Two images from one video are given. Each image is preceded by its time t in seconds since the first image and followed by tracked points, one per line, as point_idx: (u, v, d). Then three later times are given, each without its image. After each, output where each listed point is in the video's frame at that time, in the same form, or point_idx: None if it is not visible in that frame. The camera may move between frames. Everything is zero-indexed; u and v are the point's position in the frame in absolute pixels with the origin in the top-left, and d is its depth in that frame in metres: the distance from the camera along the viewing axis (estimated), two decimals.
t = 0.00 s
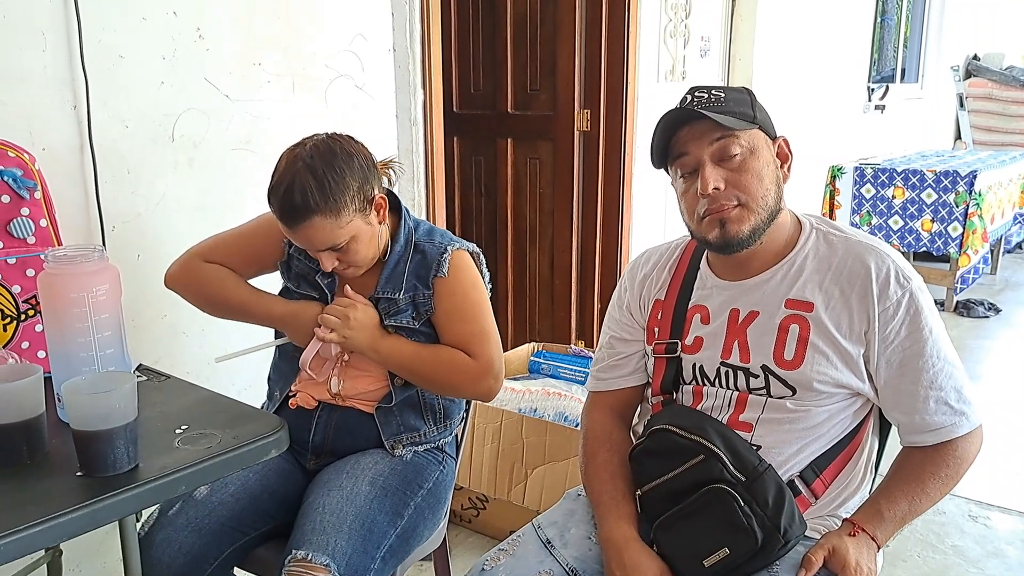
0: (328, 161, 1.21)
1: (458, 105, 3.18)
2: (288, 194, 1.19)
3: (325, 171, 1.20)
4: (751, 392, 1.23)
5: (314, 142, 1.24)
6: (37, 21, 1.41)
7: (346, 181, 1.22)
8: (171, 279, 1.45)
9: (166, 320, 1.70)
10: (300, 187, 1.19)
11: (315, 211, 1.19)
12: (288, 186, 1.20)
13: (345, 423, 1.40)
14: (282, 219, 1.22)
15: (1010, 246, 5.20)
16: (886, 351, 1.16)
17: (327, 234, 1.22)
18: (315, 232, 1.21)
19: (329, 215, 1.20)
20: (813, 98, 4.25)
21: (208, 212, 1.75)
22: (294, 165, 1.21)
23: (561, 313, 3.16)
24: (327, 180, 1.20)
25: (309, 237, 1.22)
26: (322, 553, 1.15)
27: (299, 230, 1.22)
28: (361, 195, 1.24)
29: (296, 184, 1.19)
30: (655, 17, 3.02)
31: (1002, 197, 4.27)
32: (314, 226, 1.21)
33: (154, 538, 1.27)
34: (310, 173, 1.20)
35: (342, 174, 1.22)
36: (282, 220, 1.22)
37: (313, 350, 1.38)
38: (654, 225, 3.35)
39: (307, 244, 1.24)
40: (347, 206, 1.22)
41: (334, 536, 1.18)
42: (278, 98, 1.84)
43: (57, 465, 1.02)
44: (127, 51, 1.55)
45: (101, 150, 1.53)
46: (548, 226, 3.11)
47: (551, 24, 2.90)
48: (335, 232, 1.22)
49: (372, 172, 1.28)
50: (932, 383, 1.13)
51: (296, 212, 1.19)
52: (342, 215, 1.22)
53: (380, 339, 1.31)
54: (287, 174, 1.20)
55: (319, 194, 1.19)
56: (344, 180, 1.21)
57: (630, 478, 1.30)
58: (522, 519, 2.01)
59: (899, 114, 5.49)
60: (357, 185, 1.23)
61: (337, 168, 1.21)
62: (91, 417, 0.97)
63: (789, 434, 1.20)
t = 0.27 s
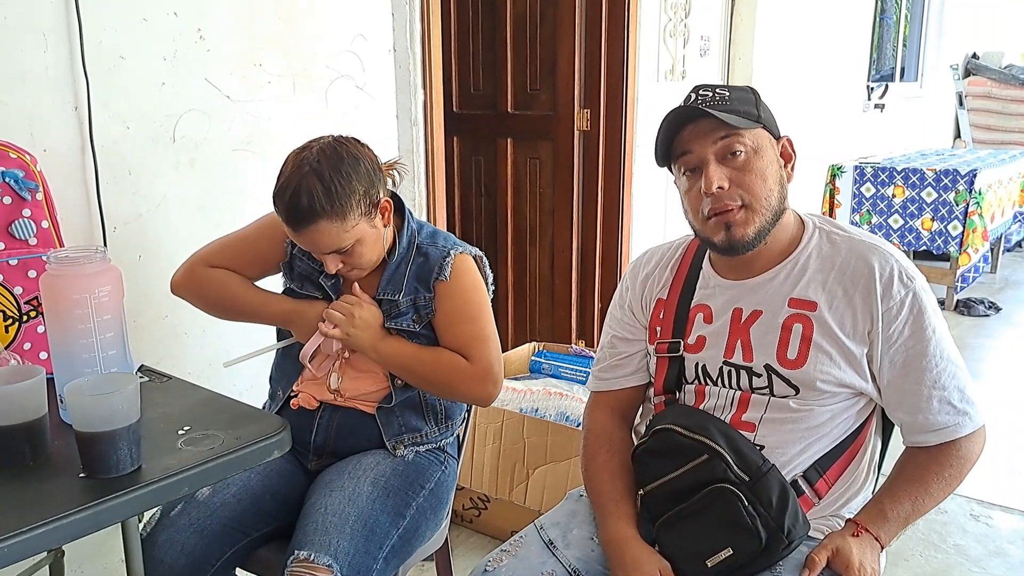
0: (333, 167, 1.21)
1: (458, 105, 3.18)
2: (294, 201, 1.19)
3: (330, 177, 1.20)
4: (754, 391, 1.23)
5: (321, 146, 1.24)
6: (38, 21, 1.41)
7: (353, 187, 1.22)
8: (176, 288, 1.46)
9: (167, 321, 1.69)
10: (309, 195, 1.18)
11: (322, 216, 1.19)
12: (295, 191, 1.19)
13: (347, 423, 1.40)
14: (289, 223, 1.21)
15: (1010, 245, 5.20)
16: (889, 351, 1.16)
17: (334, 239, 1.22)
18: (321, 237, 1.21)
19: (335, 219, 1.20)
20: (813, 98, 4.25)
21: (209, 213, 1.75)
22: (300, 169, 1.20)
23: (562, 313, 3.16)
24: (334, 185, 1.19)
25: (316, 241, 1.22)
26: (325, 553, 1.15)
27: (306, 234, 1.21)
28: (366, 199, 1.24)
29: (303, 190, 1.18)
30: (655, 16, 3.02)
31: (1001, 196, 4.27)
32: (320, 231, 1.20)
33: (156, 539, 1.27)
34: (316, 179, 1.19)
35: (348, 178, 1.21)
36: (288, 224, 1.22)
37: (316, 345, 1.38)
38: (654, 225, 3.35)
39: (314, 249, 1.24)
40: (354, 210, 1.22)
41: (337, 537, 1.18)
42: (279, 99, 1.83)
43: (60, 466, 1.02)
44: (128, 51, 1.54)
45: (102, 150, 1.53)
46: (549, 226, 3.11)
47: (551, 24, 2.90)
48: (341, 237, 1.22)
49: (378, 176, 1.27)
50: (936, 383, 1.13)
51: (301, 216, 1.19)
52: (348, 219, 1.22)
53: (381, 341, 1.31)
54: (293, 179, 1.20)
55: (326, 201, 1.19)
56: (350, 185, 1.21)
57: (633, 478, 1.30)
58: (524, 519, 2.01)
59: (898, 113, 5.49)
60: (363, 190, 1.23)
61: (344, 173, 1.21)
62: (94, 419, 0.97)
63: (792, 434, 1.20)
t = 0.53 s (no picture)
0: (334, 161, 1.21)
1: (458, 106, 3.18)
2: (293, 193, 1.19)
3: (330, 172, 1.20)
4: (756, 389, 1.23)
5: (323, 142, 1.24)
6: (38, 21, 1.41)
7: (352, 182, 1.21)
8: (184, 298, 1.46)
9: (167, 321, 1.69)
10: (309, 190, 1.18)
11: (319, 211, 1.19)
12: (294, 185, 1.19)
13: (348, 423, 1.39)
14: (287, 217, 1.21)
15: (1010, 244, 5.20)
16: (892, 349, 1.16)
17: (332, 233, 1.21)
18: (319, 232, 1.21)
19: (334, 214, 1.20)
20: (813, 97, 4.25)
21: (209, 213, 1.74)
22: (300, 165, 1.21)
23: (562, 313, 3.16)
24: (333, 181, 1.19)
25: (313, 237, 1.21)
26: (326, 554, 1.15)
27: (304, 230, 1.21)
28: (366, 195, 1.24)
29: (303, 186, 1.19)
30: (655, 16, 3.02)
31: (1002, 195, 4.27)
32: (317, 226, 1.20)
33: (157, 540, 1.27)
34: (316, 172, 1.19)
35: (348, 174, 1.21)
36: (286, 219, 1.22)
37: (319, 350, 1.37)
38: (654, 225, 3.35)
39: (312, 244, 1.23)
40: (353, 205, 1.22)
41: (339, 539, 1.18)
42: (279, 99, 1.83)
43: (60, 467, 1.02)
44: (128, 51, 1.54)
45: (102, 151, 1.53)
46: (549, 226, 3.11)
47: (550, 24, 2.90)
48: (339, 232, 1.22)
49: (377, 173, 1.27)
50: (938, 381, 1.13)
51: (300, 210, 1.19)
52: (346, 214, 1.21)
53: (383, 342, 1.31)
54: (293, 174, 1.20)
55: (325, 195, 1.18)
56: (349, 179, 1.21)
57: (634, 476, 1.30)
58: (524, 519, 2.01)
59: (898, 113, 5.49)
60: (362, 185, 1.23)
61: (343, 169, 1.21)
62: (94, 419, 0.97)
63: (794, 433, 1.20)
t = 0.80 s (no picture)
0: (314, 160, 1.22)
1: (456, 106, 3.19)
2: (277, 193, 1.20)
3: (311, 170, 1.21)
4: (756, 387, 1.23)
5: (303, 144, 1.25)
6: (36, 22, 1.41)
7: (333, 176, 1.22)
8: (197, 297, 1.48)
9: (166, 321, 1.69)
10: (290, 188, 1.19)
11: (304, 209, 1.19)
12: (278, 188, 1.21)
13: (348, 423, 1.40)
14: (275, 220, 1.23)
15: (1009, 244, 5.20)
16: (889, 343, 1.16)
17: (320, 229, 1.21)
18: (307, 229, 1.21)
19: (319, 210, 1.20)
20: (811, 97, 4.26)
21: (207, 214, 1.75)
22: (280, 167, 1.23)
23: (561, 313, 3.16)
24: (315, 178, 1.20)
25: (301, 234, 1.21)
26: (325, 553, 1.15)
27: (292, 229, 1.21)
28: (349, 188, 1.24)
29: (285, 185, 1.19)
30: (654, 16, 3.02)
31: (1001, 195, 4.27)
32: (304, 223, 1.20)
33: (155, 540, 1.27)
34: (298, 172, 1.20)
35: (329, 171, 1.22)
36: (275, 223, 1.23)
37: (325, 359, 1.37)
38: (653, 224, 3.35)
39: (302, 243, 1.23)
40: (338, 200, 1.22)
41: (338, 537, 1.18)
42: (277, 99, 1.83)
43: (59, 467, 1.02)
44: (126, 52, 1.54)
45: (100, 151, 1.53)
46: (548, 226, 3.11)
47: (549, 24, 2.90)
48: (327, 228, 1.21)
49: (360, 167, 1.28)
50: (936, 375, 1.13)
51: (286, 212, 1.20)
52: (332, 209, 1.21)
53: (394, 354, 1.28)
54: (275, 176, 1.22)
55: (307, 192, 1.19)
56: (330, 175, 1.21)
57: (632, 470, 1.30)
58: (523, 518, 2.01)
59: (897, 113, 5.50)
60: (345, 179, 1.23)
61: (323, 165, 1.22)
62: (92, 418, 0.97)
63: (794, 431, 1.20)
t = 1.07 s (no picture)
0: (295, 161, 1.22)
1: (456, 106, 3.19)
2: (264, 195, 1.22)
3: (295, 172, 1.21)
4: (754, 386, 1.23)
5: (283, 148, 1.26)
6: (36, 23, 1.41)
7: (317, 174, 1.22)
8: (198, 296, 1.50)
9: (166, 322, 1.70)
10: (275, 189, 1.20)
11: (290, 209, 1.20)
12: (265, 192, 1.22)
13: (347, 423, 1.40)
14: (266, 225, 1.24)
15: (1009, 243, 5.20)
16: (883, 333, 1.16)
17: (310, 229, 1.22)
18: (298, 229, 1.21)
19: (305, 208, 1.20)
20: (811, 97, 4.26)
21: (207, 214, 1.75)
22: (265, 172, 1.23)
23: (561, 313, 3.16)
24: (299, 179, 1.21)
25: (293, 237, 1.22)
26: (323, 553, 1.15)
27: (284, 230, 1.22)
28: (335, 186, 1.24)
29: (269, 189, 1.21)
30: (653, 16, 3.03)
31: (1001, 194, 4.27)
32: (294, 223, 1.21)
33: (155, 540, 1.27)
34: (281, 175, 1.21)
35: (312, 169, 1.22)
36: (264, 225, 1.24)
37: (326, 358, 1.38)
38: (653, 224, 3.35)
39: (294, 245, 1.24)
40: (323, 198, 1.22)
41: (336, 537, 1.18)
42: (277, 100, 1.84)
43: (59, 467, 1.02)
44: (127, 53, 1.55)
45: (101, 152, 1.53)
46: (548, 226, 3.11)
47: (548, 24, 2.90)
48: (316, 227, 1.22)
49: (345, 165, 1.28)
50: (932, 364, 1.13)
51: (277, 215, 1.21)
52: (319, 207, 1.21)
53: (395, 359, 1.28)
54: (260, 183, 1.23)
55: (291, 192, 1.20)
56: (315, 175, 1.22)
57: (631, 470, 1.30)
58: (523, 518, 2.01)
59: (897, 112, 5.50)
60: (329, 177, 1.23)
61: (306, 165, 1.22)
62: (92, 418, 0.97)
63: (796, 431, 1.20)
